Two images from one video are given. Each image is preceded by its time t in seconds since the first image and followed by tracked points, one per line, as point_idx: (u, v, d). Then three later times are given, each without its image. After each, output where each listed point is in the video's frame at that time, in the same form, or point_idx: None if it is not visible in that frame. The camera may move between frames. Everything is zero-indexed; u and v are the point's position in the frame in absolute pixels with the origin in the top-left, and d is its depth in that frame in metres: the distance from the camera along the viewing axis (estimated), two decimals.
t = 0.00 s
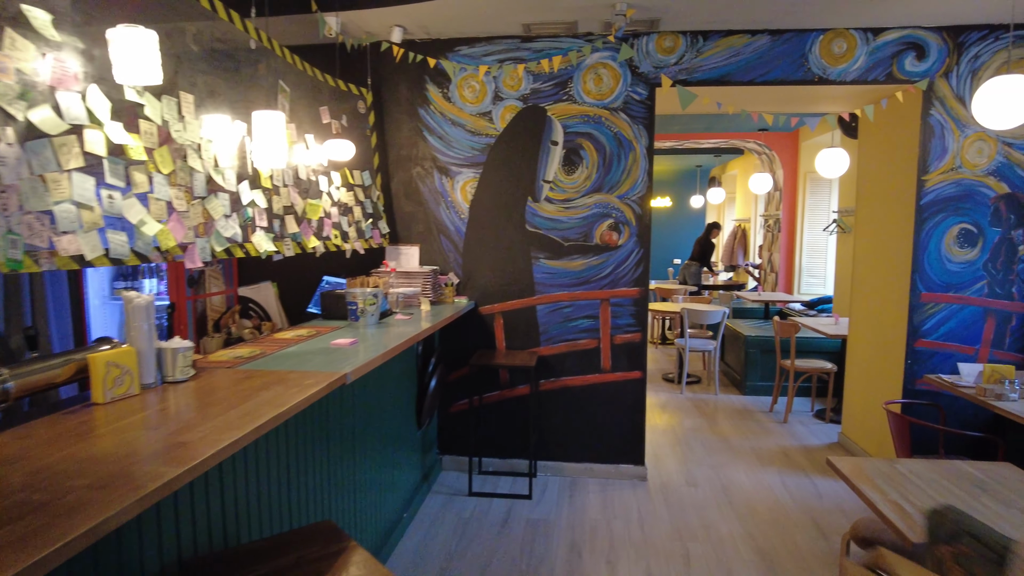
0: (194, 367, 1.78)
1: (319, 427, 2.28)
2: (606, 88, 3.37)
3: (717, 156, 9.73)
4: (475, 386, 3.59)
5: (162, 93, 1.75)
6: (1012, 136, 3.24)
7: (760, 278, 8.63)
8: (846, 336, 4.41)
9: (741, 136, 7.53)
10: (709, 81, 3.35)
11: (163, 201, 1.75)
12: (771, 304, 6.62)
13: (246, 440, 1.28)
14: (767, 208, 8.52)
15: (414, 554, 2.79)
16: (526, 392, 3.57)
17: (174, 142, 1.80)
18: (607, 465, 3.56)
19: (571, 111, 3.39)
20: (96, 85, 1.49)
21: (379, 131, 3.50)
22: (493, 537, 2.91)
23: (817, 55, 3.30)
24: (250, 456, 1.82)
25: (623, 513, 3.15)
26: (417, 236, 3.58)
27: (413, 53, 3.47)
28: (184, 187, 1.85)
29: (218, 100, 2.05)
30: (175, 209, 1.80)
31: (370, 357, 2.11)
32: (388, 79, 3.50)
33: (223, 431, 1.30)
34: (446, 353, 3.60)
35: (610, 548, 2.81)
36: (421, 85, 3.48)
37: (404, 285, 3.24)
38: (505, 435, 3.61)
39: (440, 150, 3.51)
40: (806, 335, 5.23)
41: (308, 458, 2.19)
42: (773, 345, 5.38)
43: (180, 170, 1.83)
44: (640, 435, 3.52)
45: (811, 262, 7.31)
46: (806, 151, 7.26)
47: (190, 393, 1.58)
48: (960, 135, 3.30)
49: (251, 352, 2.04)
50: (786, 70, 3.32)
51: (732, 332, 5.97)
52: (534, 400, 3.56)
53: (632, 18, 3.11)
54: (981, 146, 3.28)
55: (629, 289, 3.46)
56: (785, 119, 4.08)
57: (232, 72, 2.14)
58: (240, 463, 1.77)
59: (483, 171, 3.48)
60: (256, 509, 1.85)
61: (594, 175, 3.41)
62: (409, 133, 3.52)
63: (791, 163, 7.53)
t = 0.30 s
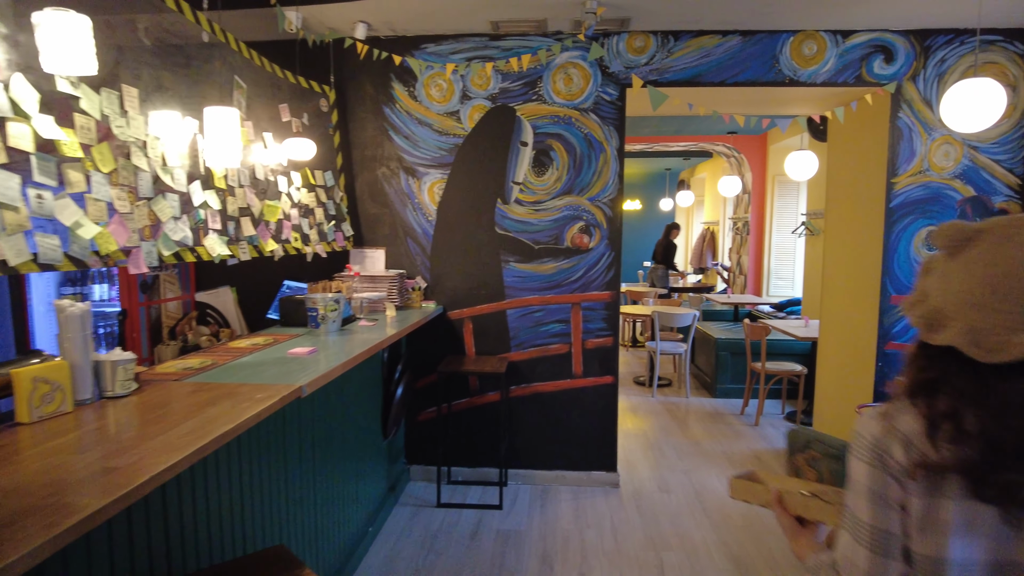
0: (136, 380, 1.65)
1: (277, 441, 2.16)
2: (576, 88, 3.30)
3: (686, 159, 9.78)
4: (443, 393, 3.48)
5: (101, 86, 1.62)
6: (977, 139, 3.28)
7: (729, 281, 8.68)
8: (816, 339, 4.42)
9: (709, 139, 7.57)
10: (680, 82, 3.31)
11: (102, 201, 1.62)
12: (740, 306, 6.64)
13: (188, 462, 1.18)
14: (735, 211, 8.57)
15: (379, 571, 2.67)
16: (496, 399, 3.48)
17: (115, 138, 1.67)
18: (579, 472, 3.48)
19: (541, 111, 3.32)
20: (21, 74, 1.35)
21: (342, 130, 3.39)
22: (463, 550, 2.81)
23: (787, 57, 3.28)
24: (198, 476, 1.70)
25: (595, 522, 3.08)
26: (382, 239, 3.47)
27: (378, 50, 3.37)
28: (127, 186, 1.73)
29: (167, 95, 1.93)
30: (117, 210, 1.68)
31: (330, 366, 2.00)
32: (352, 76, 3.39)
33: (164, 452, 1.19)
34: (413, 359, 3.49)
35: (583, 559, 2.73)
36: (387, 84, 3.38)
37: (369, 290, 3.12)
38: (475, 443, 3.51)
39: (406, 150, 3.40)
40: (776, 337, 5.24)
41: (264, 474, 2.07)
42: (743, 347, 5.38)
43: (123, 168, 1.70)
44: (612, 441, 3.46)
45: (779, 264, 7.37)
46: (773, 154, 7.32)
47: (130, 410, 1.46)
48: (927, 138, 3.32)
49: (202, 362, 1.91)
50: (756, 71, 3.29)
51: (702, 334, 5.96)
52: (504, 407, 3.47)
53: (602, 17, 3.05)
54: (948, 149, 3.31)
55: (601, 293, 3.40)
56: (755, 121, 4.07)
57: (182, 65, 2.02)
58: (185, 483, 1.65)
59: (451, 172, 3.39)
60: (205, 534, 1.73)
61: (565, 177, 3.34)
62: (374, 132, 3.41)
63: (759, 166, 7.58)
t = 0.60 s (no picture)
0: (72, 394, 1.52)
1: (231, 455, 2.02)
2: (548, 85, 3.22)
3: (657, 161, 9.81)
4: (412, 399, 3.36)
5: (29, 71, 1.48)
6: (947, 140, 3.29)
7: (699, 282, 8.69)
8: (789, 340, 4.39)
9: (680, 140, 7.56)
10: (653, 80, 3.24)
11: (33, 198, 1.48)
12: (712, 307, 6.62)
13: (122, 489, 1.06)
14: (706, 213, 8.59)
15: None
16: (467, 405, 3.37)
17: (50, 130, 1.54)
18: (553, 479, 3.39)
19: (512, 108, 3.22)
20: None
21: (305, 126, 3.25)
22: (432, 564, 2.70)
23: (762, 55, 3.24)
24: (139, 498, 1.56)
25: (569, 531, 2.99)
26: (347, 240, 3.33)
27: (343, 43, 3.24)
28: (63, 182, 1.59)
29: (111, 84, 1.79)
30: (50, 208, 1.54)
31: (290, 376, 1.88)
32: (315, 70, 3.25)
33: (96, 477, 1.07)
34: (380, 365, 3.36)
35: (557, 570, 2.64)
36: (352, 78, 3.25)
37: (334, 294, 3.00)
38: (445, 451, 3.40)
39: (372, 147, 3.28)
40: (748, 338, 5.22)
41: (217, 491, 1.93)
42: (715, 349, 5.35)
43: (59, 162, 1.57)
44: (586, 447, 3.38)
45: (750, 265, 7.39)
46: (744, 155, 7.34)
47: (61, 428, 1.33)
48: (900, 139, 3.30)
49: (150, 373, 1.78)
50: (730, 69, 3.25)
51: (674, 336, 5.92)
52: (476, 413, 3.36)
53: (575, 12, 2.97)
54: (920, 150, 3.30)
55: (574, 295, 3.32)
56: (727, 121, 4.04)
57: (128, 53, 1.88)
58: (125, 507, 1.51)
59: (419, 171, 3.27)
60: (147, 561, 1.59)
61: (537, 176, 3.25)
62: (338, 129, 3.28)
63: (729, 168, 7.60)
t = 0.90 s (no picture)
0: None
1: (185, 477, 1.87)
2: (523, 82, 3.11)
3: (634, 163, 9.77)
4: (383, 409, 3.23)
5: None
6: (928, 142, 3.25)
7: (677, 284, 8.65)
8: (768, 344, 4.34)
9: (657, 142, 7.52)
10: (632, 78, 3.15)
11: None
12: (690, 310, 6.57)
13: (34, 534, 0.91)
14: (682, 215, 8.55)
15: None
16: (442, 414, 3.24)
17: None
18: (530, 490, 3.28)
19: (487, 106, 3.11)
20: None
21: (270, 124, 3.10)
22: None
23: (742, 53, 3.16)
24: (73, 532, 1.41)
25: (548, 545, 2.88)
26: (315, 243, 3.19)
27: (309, 37, 3.10)
28: None
29: (49, 74, 1.64)
30: None
31: (247, 391, 1.73)
32: (280, 65, 3.10)
33: (2, 519, 0.92)
34: (350, 374, 3.22)
35: None
36: (319, 74, 3.11)
37: (300, 300, 2.85)
38: (419, 463, 3.27)
39: (341, 146, 3.14)
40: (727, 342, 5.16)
41: (168, 518, 1.78)
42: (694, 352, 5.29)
43: None
44: (564, 457, 3.27)
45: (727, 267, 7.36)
46: (720, 157, 7.31)
47: None
48: (881, 140, 3.26)
49: (91, 389, 1.63)
50: (710, 68, 3.17)
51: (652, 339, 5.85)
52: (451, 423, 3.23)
53: (552, 6, 2.87)
54: (900, 151, 3.26)
55: (551, 300, 3.21)
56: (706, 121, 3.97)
57: (69, 42, 1.73)
58: (54, 543, 1.36)
59: (390, 171, 3.14)
60: None
61: (513, 177, 3.14)
62: (305, 127, 3.14)
63: (706, 170, 7.57)
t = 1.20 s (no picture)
0: None
1: (134, 498, 1.71)
2: (498, 78, 3.01)
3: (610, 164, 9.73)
4: (353, 418, 3.09)
5: None
6: (908, 142, 3.22)
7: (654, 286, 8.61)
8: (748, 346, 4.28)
9: (633, 143, 7.47)
10: (610, 75, 3.06)
11: None
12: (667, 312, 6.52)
13: None
14: (659, 216, 8.52)
15: None
16: (414, 423, 3.12)
17: None
18: (507, 500, 3.17)
19: (461, 103, 3.00)
20: None
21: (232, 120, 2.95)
22: None
23: (722, 51, 3.10)
24: None
25: (526, 558, 2.77)
26: (280, 245, 3.05)
27: (274, 29, 2.96)
28: None
29: None
30: None
31: (201, 404, 1.60)
32: (243, 58, 2.96)
33: None
34: (318, 381, 3.08)
35: None
36: (284, 68, 2.97)
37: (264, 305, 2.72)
38: (392, 473, 3.14)
39: (307, 143, 3.01)
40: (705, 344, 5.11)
41: (113, 544, 1.63)
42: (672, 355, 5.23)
43: None
44: (542, 465, 3.17)
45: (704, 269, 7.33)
46: (697, 158, 7.29)
47: None
48: (861, 139, 3.21)
49: (24, 405, 1.48)
50: (690, 65, 3.10)
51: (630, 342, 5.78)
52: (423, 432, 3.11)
53: None
54: (881, 151, 3.22)
55: (528, 303, 3.11)
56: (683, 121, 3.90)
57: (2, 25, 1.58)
58: None
59: (360, 170, 3.01)
60: None
61: (488, 176, 3.04)
62: (270, 123, 3.00)
63: (682, 171, 7.54)
